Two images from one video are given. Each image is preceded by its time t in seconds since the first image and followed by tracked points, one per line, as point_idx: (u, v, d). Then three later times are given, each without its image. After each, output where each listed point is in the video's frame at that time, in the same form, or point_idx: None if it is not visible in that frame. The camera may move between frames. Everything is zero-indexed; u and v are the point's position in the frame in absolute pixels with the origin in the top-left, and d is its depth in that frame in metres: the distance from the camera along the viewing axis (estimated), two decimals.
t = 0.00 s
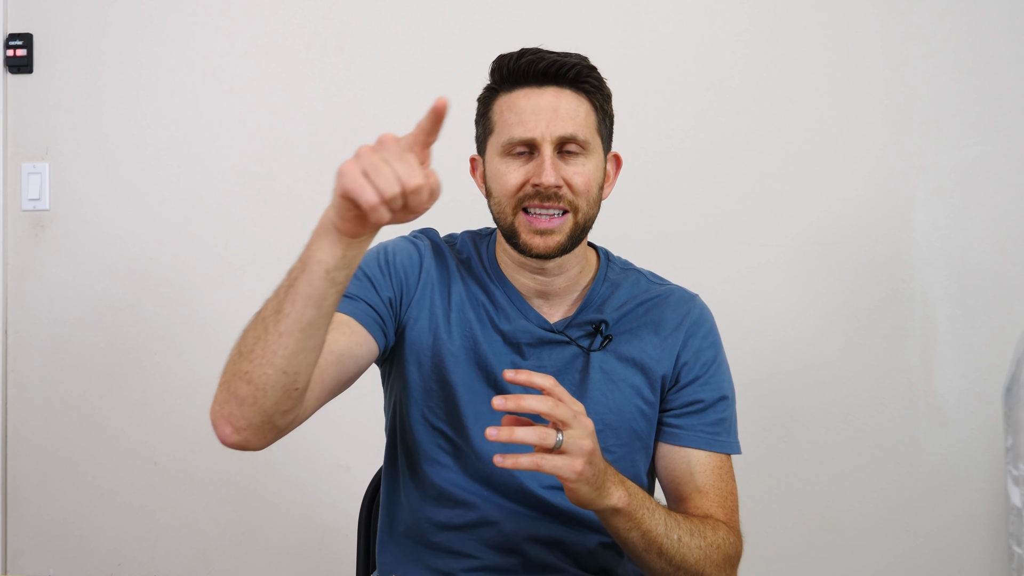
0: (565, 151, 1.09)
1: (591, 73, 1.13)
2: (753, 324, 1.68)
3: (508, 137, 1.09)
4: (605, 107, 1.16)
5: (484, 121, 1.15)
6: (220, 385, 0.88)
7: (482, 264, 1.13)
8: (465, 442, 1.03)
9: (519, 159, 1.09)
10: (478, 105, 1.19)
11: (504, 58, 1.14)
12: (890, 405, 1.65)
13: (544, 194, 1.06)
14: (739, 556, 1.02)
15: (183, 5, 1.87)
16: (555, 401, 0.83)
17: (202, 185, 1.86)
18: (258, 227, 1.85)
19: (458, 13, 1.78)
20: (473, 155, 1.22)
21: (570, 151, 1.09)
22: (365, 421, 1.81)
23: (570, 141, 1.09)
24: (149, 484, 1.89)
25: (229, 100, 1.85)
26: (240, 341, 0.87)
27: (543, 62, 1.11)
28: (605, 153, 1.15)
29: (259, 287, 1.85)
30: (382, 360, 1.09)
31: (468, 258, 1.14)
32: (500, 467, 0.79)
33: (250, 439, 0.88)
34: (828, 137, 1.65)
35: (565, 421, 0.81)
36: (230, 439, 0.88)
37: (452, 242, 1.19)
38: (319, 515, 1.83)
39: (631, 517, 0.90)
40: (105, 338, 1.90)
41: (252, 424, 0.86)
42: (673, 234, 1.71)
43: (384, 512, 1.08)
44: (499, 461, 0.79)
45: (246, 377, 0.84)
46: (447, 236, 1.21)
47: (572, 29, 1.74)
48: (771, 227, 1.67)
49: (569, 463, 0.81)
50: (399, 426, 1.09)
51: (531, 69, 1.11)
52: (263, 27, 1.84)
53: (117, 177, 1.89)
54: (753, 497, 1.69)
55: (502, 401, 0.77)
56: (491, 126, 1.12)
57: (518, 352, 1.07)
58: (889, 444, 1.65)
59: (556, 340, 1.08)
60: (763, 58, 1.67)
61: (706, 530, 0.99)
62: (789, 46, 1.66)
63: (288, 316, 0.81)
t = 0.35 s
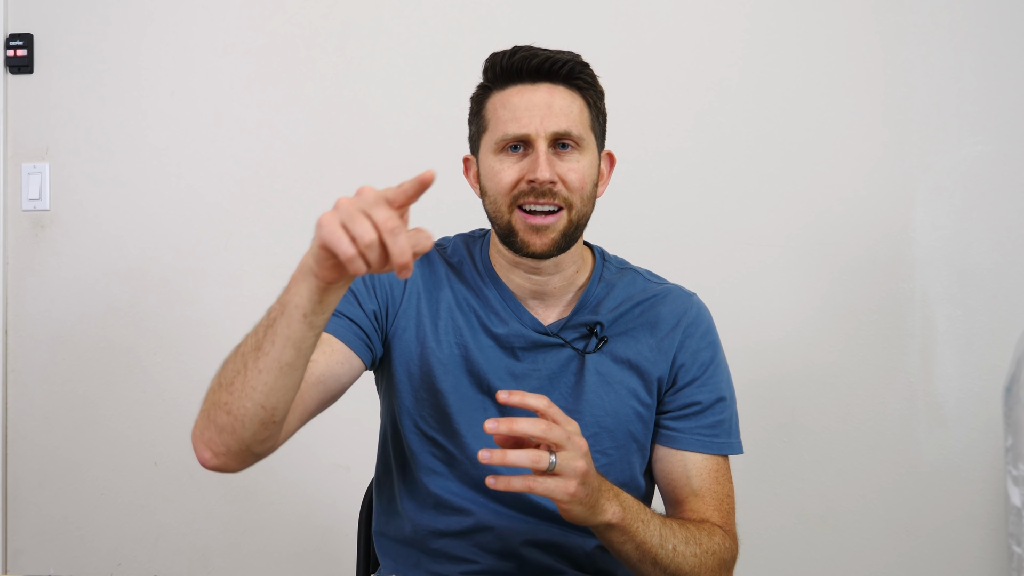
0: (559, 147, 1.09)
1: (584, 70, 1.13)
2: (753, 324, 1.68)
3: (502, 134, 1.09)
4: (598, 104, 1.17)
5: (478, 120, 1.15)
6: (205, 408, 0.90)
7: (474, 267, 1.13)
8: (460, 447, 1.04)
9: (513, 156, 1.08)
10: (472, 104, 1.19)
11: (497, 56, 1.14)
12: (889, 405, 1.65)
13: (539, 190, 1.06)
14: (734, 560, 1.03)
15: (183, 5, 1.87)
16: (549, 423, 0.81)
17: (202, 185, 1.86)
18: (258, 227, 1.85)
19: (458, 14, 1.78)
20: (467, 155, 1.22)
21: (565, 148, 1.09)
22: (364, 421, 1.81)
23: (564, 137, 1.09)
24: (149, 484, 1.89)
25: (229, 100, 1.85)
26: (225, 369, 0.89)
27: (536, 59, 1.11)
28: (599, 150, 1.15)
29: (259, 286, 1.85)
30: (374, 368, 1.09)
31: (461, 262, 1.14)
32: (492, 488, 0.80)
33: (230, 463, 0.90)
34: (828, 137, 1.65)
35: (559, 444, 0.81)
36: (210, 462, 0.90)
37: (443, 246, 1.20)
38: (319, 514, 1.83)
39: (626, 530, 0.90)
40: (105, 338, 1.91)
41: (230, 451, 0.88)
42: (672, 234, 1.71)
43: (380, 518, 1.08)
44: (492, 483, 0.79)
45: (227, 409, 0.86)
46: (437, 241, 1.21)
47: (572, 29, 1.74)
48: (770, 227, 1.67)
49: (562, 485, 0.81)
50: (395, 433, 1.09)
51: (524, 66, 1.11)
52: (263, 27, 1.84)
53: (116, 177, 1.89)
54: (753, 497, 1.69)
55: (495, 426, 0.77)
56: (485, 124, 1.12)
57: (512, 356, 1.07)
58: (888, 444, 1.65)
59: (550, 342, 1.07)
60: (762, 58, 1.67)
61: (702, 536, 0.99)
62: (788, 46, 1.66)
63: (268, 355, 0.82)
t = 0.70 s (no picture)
0: (556, 150, 1.08)
1: (583, 69, 1.12)
2: (753, 325, 1.68)
3: (499, 137, 1.09)
4: (600, 102, 1.15)
5: (479, 121, 1.14)
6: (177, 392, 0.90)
7: (481, 265, 1.12)
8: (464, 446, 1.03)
9: (511, 159, 1.08)
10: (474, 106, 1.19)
11: (495, 56, 1.13)
12: (890, 405, 1.64)
13: (534, 195, 1.05)
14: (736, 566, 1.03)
15: (183, 5, 1.87)
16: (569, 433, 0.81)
17: (202, 185, 1.86)
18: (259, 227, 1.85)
19: (458, 14, 1.78)
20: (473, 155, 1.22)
21: (562, 151, 1.08)
22: (364, 421, 1.81)
23: (561, 140, 1.08)
24: (149, 484, 1.89)
25: (229, 100, 1.85)
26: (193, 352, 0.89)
27: (533, 59, 1.10)
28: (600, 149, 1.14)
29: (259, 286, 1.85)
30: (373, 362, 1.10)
31: (468, 259, 1.14)
32: (510, 497, 0.79)
33: (206, 447, 0.89)
34: (828, 137, 1.65)
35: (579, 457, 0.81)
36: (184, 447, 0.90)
37: (451, 243, 1.19)
38: (319, 514, 1.83)
39: (638, 538, 0.90)
40: (105, 338, 1.91)
41: (199, 430, 0.87)
42: (672, 234, 1.71)
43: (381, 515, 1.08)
44: (510, 493, 0.79)
45: (189, 385, 0.86)
46: (444, 237, 1.20)
47: (572, 29, 1.74)
48: (770, 227, 1.67)
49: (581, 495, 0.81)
50: (399, 431, 1.09)
51: (520, 67, 1.10)
52: (263, 27, 1.84)
53: (116, 178, 1.89)
54: (752, 497, 1.69)
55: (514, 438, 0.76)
56: (485, 126, 1.12)
57: (518, 354, 1.07)
58: (888, 444, 1.65)
59: (557, 343, 1.07)
60: (763, 58, 1.67)
61: (707, 543, 0.99)
62: (788, 46, 1.66)
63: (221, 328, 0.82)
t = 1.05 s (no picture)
0: (564, 147, 1.09)
1: (591, 68, 1.12)
2: (753, 325, 1.68)
3: (506, 134, 1.09)
4: (607, 101, 1.16)
5: (486, 120, 1.15)
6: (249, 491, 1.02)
7: (483, 268, 1.14)
8: (467, 455, 1.03)
9: (519, 156, 1.09)
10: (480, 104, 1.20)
11: (503, 54, 1.14)
12: (890, 405, 1.65)
13: (542, 192, 1.06)
14: (739, 560, 1.01)
15: (183, 5, 1.86)
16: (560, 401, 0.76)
17: (202, 185, 1.86)
18: (258, 227, 1.85)
19: (458, 14, 1.78)
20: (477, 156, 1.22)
21: (569, 148, 1.09)
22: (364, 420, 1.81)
23: (569, 137, 1.09)
24: (149, 484, 1.89)
25: (229, 99, 1.85)
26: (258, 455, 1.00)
27: (541, 57, 1.11)
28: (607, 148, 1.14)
29: (259, 287, 1.85)
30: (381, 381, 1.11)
31: (469, 264, 1.15)
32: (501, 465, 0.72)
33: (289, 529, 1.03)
34: (828, 137, 1.65)
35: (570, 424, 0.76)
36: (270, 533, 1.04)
37: (451, 249, 1.20)
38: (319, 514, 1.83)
39: (633, 518, 0.88)
40: (105, 338, 1.91)
41: (280, 513, 0.99)
42: (672, 234, 1.71)
43: (387, 524, 1.09)
44: (501, 460, 0.72)
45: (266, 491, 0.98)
46: (442, 244, 1.21)
47: (572, 29, 1.74)
48: (770, 227, 1.67)
49: (575, 465, 0.76)
50: (400, 439, 1.09)
51: (528, 65, 1.11)
52: (263, 27, 1.84)
53: (117, 178, 1.89)
54: (753, 497, 1.69)
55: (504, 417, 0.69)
56: (492, 124, 1.13)
57: (522, 359, 1.07)
58: (888, 444, 1.65)
59: (561, 345, 1.07)
60: (763, 58, 1.67)
61: (709, 535, 0.98)
62: (789, 46, 1.66)
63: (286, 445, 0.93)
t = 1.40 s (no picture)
0: (549, 148, 1.08)
1: (574, 67, 1.12)
2: (753, 324, 1.68)
3: (491, 137, 1.09)
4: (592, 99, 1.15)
5: (471, 122, 1.15)
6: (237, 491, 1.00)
7: (473, 268, 1.14)
8: (462, 456, 1.03)
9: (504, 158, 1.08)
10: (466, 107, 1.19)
11: (486, 56, 1.13)
12: (890, 405, 1.64)
13: (529, 193, 1.06)
14: (730, 547, 0.98)
15: (183, 6, 1.86)
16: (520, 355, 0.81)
17: (202, 185, 1.86)
18: (258, 227, 1.85)
19: (458, 14, 1.78)
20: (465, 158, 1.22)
21: (555, 148, 1.08)
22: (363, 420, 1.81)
23: (554, 138, 1.08)
24: (149, 484, 1.89)
25: (229, 100, 1.85)
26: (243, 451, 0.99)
27: (524, 58, 1.10)
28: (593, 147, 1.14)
29: (259, 287, 1.85)
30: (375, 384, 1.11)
31: (460, 265, 1.15)
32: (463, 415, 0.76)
33: (280, 523, 1.01)
34: (828, 137, 1.65)
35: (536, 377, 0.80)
36: (261, 530, 1.02)
37: (443, 249, 1.21)
38: (319, 514, 1.82)
39: (608, 483, 0.87)
40: (105, 338, 1.90)
41: (267, 518, 0.99)
42: (673, 234, 1.71)
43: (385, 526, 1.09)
44: (462, 411, 0.76)
45: (253, 485, 0.96)
46: (433, 245, 1.21)
47: (572, 29, 1.74)
48: (771, 227, 1.67)
49: (541, 420, 0.79)
50: (395, 440, 1.09)
51: (511, 67, 1.10)
52: (263, 28, 1.84)
53: (117, 178, 1.89)
54: (753, 497, 1.69)
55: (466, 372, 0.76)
56: (477, 126, 1.12)
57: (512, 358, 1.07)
58: (888, 444, 1.65)
59: (551, 343, 1.08)
60: (763, 58, 1.67)
61: (694, 515, 0.95)
62: (789, 45, 1.66)
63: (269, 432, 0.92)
